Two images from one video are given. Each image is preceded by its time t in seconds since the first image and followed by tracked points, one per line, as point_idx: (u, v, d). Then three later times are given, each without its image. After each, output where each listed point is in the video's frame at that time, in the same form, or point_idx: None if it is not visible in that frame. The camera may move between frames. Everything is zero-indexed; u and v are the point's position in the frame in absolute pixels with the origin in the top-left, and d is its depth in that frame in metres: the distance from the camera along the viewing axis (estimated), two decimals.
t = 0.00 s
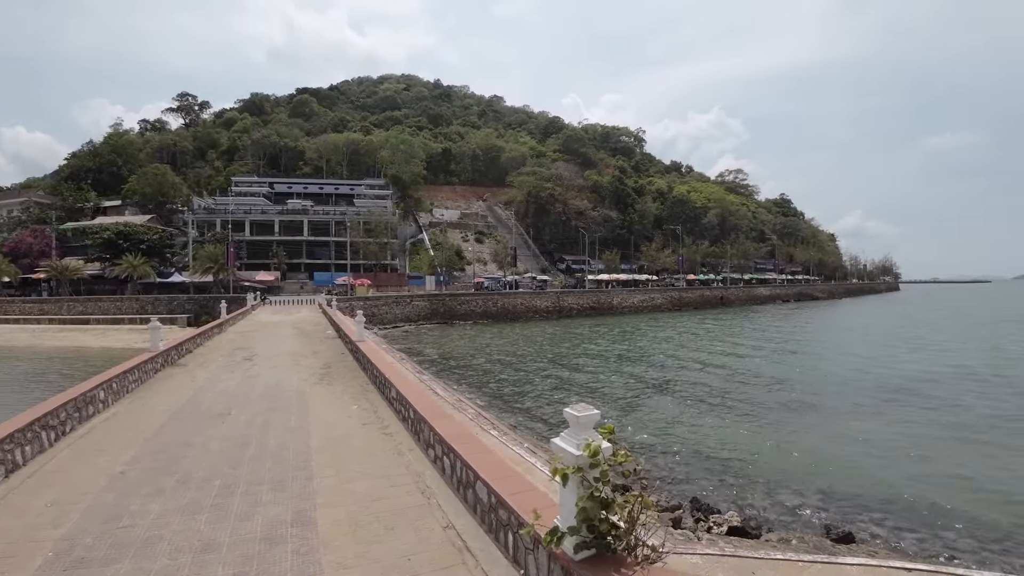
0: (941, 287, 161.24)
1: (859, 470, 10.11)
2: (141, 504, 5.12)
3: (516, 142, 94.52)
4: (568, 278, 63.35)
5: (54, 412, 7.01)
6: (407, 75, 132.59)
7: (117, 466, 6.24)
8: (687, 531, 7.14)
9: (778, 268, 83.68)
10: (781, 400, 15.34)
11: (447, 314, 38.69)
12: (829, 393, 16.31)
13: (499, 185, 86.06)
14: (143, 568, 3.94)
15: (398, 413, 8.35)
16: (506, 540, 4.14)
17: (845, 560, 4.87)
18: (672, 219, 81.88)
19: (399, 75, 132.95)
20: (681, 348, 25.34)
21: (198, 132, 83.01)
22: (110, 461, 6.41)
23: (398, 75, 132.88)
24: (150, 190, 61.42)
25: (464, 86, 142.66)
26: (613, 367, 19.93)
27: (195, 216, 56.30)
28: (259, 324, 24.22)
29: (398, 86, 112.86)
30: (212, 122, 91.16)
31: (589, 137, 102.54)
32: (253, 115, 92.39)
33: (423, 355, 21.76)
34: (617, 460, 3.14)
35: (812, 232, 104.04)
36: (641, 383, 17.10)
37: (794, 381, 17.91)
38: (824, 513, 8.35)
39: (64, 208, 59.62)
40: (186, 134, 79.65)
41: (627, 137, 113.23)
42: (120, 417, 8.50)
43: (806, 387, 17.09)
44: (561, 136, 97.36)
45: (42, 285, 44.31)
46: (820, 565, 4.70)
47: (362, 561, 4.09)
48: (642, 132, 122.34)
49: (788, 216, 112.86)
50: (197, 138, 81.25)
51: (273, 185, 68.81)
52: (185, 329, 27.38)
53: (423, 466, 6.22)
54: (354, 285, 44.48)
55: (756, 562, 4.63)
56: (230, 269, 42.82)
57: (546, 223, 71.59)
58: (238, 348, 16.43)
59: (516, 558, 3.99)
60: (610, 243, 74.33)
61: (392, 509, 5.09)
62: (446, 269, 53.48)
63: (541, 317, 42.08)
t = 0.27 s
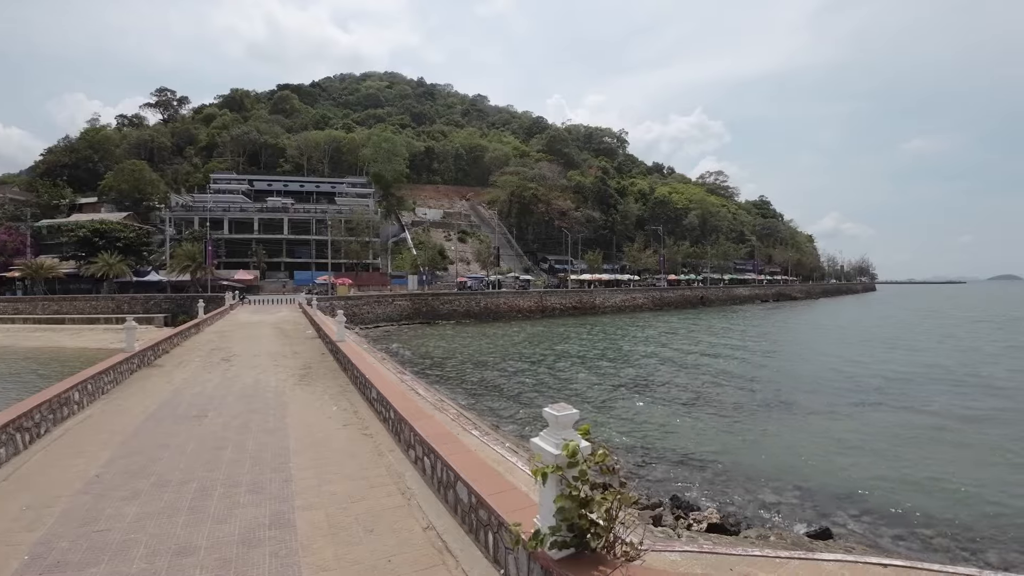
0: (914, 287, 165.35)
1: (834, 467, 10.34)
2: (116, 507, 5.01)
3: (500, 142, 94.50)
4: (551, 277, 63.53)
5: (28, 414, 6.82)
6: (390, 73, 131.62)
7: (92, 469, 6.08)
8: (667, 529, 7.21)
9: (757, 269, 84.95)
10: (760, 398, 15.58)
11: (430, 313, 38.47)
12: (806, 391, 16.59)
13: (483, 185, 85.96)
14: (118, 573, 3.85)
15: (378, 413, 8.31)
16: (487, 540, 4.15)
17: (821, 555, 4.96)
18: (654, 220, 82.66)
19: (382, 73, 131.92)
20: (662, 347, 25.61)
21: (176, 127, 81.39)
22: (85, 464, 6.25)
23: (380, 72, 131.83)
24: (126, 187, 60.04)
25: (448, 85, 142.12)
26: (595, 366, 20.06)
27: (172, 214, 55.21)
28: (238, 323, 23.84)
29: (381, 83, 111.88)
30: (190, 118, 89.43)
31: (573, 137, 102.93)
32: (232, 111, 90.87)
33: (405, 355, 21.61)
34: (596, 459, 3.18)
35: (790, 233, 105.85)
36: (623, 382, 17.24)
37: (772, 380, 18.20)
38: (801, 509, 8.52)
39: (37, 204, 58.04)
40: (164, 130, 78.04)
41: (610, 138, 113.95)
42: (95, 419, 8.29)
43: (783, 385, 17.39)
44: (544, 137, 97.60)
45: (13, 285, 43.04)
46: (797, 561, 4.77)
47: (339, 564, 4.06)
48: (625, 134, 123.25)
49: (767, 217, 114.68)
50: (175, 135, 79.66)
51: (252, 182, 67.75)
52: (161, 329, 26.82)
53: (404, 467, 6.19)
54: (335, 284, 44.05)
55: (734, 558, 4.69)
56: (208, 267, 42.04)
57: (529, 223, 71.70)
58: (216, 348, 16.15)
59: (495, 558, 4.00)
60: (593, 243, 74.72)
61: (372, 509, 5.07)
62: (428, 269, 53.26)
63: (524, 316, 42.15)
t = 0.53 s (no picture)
0: (889, 287, 169.25)
1: (812, 464, 10.53)
2: (93, 510, 4.90)
3: (484, 141, 94.38)
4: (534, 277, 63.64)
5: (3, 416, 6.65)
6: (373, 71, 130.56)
7: (68, 471, 5.94)
8: (649, 526, 7.27)
9: (738, 269, 86.09)
10: (740, 397, 15.79)
11: (413, 313, 38.23)
12: (785, 390, 16.85)
13: (466, 184, 85.76)
14: None
15: (359, 414, 8.24)
16: (469, 540, 4.16)
17: (801, 551, 5.04)
18: (636, 221, 83.28)
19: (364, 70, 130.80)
20: (645, 346, 25.80)
21: (154, 124, 79.76)
22: (60, 467, 6.10)
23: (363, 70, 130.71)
24: (103, 184, 58.31)
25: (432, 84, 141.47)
26: (578, 365, 20.16)
27: (149, 212, 54.11)
28: (217, 324, 23.45)
29: (364, 81, 110.89)
30: (169, 114, 87.70)
31: (556, 138, 103.26)
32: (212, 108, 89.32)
33: (388, 356, 21.48)
34: (576, 458, 3.22)
35: (770, 234, 107.50)
36: (606, 381, 17.34)
37: (752, 379, 18.47)
38: (780, 506, 8.66)
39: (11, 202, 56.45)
40: (142, 126, 76.43)
41: (594, 139, 114.53)
42: (71, 421, 8.10)
43: (763, 384, 17.66)
44: (528, 137, 97.75)
45: None
46: (775, 557, 4.85)
47: (320, 566, 4.04)
48: (608, 135, 124.03)
49: (747, 218, 116.33)
50: (153, 131, 78.09)
51: (232, 180, 66.68)
52: (138, 330, 26.27)
53: (385, 468, 6.16)
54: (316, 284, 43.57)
55: (714, 554, 4.75)
56: (186, 266, 41.23)
57: (513, 223, 71.73)
58: (194, 349, 15.86)
59: (477, 558, 4.01)
60: (576, 243, 75.05)
61: (353, 511, 5.04)
62: (411, 268, 52.98)
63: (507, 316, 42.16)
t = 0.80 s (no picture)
0: (864, 286, 173.10)
1: (791, 460, 10.71)
2: (70, 514, 4.80)
3: (468, 141, 94.19)
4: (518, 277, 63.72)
5: None
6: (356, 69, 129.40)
7: (45, 475, 5.81)
8: (631, 524, 7.34)
9: (719, 269, 87.06)
10: (721, 395, 16.01)
11: (396, 313, 37.97)
12: (766, 388, 17.09)
13: (450, 184, 85.51)
14: None
15: (341, 416, 8.18)
16: (450, 541, 4.16)
17: (779, 547, 5.14)
18: (619, 221, 83.84)
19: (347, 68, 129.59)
20: (628, 346, 25.99)
21: (132, 121, 78.18)
22: (36, 470, 5.95)
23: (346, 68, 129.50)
24: (80, 182, 57.27)
25: (416, 83, 140.72)
26: (562, 365, 20.22)
27: (127, 211, 53.05)
28: (196, 325, 23.06)
29: (347, 79, 109.82)
30: (147, 111, 85.97)
31: (540, 138, 103.49)
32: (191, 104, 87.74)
33: (372, 356, 21.33)
34: (556, 457, 3.24)
35: (750, 235, 109.00)
36: (590, 380, 17.43)
37: (733, 377, 18.72)
38: (761, 502, 8.80)
39: None
40: (120, 123, 74.80)
41: (578, 139, 115.02)
42: (47, 424, 7.90)
43: (744, 382, 17.92)
44: (512, 137, 97.81)
45: None
46: (756, 552, 4.94)
47: (301, 569, 4.00)
48: (592, 135, 124.67)
49: (728, 219, 117.83)
50: (132, 128, 76.56)
51: (212, 178, 65.62)
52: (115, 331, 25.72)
53: (367, 470, 6.13)
54: (297, 284, 43.06)
55: (694, 550, 4.82)
56: (165, 266, 40.43)
57: (497, 222, 71.71)
58: (173, 350, 15.57)
59: (459, 558, 4.01)
60: (560, 243, 75.33)
61: (334, 513, 5.00)
62: (395, 268, 52.68)
63: (492, 316, 42.13)
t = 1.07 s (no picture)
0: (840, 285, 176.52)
1: (772, 457, 10.88)
2: (47, 520, 4.69)
3: (452, 140, 93.84)
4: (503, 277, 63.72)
5: None
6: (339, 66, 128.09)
7: (21, 480, 5.67)
8: (615, 522, 7.38)
9: (701, 269, 88.02)
10: (704, 393, 16.18)
11: (380, 314, 37.67)
12: (748, 386, 17.31)
13: (434, 183, 85.15)
14: None
15: (323, 418, 8.09)
16: (432, 542, 4.15)
17: (760, 542, 5.22)
18: (603, 221, 84.27)
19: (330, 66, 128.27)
20: (613, 345, 26.12)
21: (110, 119, 76.57)
22: (12, 476, 5.80)
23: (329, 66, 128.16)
24: (57, 180, 55.98)
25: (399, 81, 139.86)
26: (547, 364, 20.24)
27: (105, 210, 51.96)
28: (176, 326, 22.66)
29: (330, 77, 108.69)
30: (125, 108, 84.21)
31: (525, 138, 103.52)
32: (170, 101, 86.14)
33: (355, 357, 21.13)
34: (538, 457, 3.26)
35: (732, 235, 110.34)
36: (574, 380, 17.51)
37: (716, 375, 18.94)
38: (744, 499, 8.93)
39: None
40: (98, 120, 73.21)
41: (562, 139, 115.33)
42: (24, 428, 7.71)
43: (726, 380, 18.14)
44: (497, 136, 97.74)
45: None
46: (737, 548, 5.00)
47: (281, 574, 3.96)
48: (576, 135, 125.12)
49: (710, 219, 119.17)
50: (111, 126, 75.00)
51: (191, 176, 64.51)
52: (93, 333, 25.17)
53: (349, 472, 6.08)
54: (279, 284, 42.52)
55: (676, 547, 4.86)
56: (144, 266, 39.63)
57: (481, 222, 71.59)
58: (152, 352, 15.27)
59: (442, 559, 4.00)
60: (544, 243, 75.48)
61: (315, 517, 4.96)
62: (378, 268, 52.31)
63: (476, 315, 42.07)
